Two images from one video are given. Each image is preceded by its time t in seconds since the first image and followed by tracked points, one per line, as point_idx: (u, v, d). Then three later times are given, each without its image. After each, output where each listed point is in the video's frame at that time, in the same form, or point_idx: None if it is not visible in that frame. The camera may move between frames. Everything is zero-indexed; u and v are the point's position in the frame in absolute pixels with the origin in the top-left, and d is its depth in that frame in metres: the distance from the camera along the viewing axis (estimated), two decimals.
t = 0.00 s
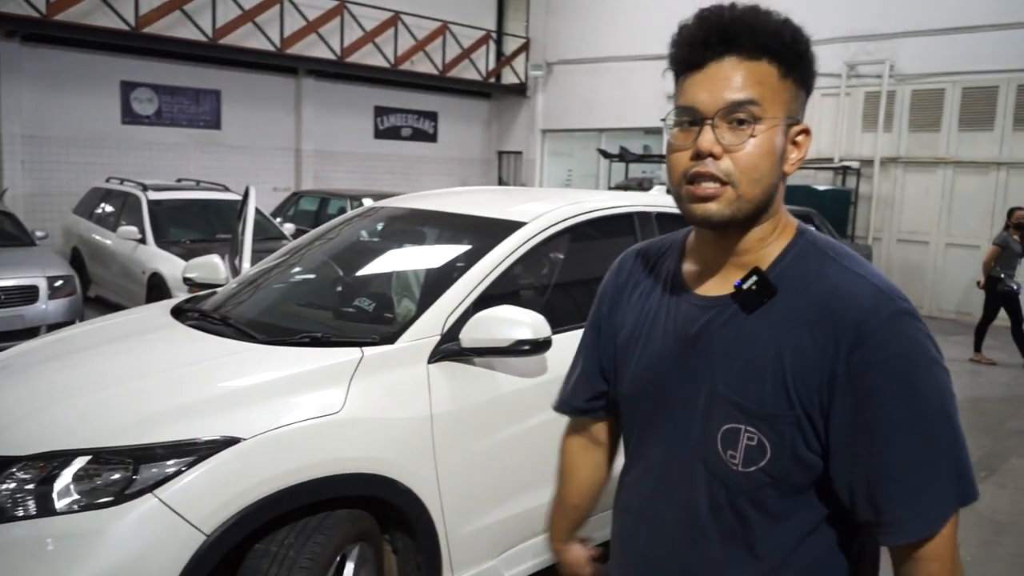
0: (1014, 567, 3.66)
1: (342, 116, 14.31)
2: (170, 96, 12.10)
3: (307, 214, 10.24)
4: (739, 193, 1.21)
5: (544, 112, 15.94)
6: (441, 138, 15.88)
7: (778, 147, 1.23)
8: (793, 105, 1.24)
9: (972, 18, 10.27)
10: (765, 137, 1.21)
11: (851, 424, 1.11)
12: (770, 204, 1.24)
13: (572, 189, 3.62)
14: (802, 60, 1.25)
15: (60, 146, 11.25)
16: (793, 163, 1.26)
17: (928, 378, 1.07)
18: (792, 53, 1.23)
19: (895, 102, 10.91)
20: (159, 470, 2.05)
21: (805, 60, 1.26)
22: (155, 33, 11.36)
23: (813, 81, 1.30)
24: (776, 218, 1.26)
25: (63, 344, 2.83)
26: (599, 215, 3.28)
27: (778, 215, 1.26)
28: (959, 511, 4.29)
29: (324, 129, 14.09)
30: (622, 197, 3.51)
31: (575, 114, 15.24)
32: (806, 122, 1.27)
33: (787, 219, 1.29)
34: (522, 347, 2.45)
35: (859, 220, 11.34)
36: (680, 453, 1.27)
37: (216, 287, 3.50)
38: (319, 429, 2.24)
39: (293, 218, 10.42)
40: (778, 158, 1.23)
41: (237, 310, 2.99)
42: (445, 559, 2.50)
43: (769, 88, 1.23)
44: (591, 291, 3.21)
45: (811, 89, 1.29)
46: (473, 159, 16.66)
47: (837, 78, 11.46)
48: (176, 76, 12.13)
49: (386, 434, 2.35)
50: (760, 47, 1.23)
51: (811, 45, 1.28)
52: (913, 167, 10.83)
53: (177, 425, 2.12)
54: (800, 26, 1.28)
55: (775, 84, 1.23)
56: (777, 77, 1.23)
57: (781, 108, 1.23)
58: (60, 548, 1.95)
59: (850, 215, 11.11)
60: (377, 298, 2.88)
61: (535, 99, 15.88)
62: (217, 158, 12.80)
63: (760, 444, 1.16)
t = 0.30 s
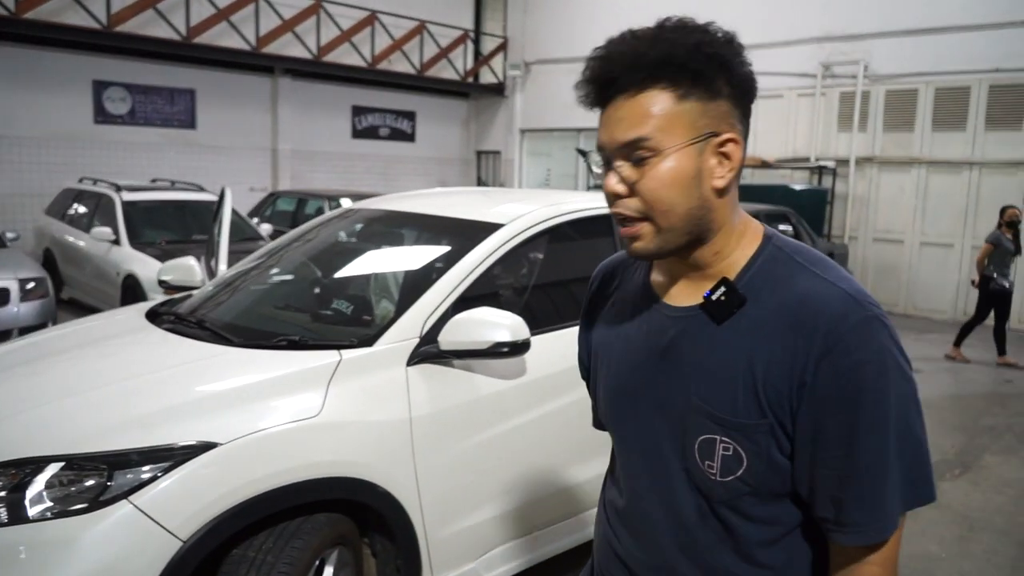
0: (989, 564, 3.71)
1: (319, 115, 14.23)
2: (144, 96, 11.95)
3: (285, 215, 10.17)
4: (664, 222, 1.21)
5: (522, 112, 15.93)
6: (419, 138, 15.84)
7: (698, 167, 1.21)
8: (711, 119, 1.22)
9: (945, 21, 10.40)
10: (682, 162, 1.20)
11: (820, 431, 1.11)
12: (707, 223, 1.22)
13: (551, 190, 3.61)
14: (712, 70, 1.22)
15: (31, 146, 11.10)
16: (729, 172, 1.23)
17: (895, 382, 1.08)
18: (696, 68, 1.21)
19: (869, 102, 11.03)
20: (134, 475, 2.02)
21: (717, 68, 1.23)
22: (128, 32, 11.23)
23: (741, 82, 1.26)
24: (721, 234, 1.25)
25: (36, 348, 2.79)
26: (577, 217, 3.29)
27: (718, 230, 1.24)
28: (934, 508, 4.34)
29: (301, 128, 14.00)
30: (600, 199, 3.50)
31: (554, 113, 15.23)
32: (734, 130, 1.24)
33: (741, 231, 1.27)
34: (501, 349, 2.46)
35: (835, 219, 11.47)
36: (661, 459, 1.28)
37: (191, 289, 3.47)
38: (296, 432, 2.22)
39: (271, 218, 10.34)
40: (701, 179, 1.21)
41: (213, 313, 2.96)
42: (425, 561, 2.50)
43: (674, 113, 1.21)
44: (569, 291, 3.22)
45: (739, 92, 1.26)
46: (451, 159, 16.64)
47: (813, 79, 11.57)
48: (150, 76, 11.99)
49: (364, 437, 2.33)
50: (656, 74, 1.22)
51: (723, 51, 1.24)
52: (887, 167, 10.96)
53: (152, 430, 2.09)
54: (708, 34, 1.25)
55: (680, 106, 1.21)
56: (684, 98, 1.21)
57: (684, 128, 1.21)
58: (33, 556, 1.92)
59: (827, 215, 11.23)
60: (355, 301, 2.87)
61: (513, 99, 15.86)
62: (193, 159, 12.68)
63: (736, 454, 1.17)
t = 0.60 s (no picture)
0: (988, 560, 3.70)
1: (318, 114, 14.22)
2: (142, 95, 11.94)
3: (284, 214, 10.16)
4: (594, 244, 1.31)
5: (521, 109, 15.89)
6: (418, 136, 15.83)
7: (617, 188, 1.28)
8: (626, 140, 1.27)
9: (943, 16, 10.38)
10: (600, 186, 1.29)
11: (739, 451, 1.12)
12: (639, 240, 1.29)
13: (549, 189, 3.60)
14: (624, 93, 1.27)
15: (28, 146, 11.09)
16: (657, 188, 1.27)
17: (807, 409, 1.06)
18: (604, 96, 1.28)
19: (869, 98, 11.00)
20: (132, 476, 2.01)
21: (633, 87, 1.27)
22: (125, 31, 11.22)
23: (671, 94, 1.27)
24: (664, 248, 1.30)
25: (34, 348, 2.78)
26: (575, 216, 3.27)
27: (663, 244, 1.30)
28: (934, 505, 4.33)
29: (299, 128, 13.99)
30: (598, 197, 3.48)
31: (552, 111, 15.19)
32: (661, 146, 1.27)
33: (694, 241, 1.30)
34: (499, 348, 2.46)
35: (835, 216, 11.46)
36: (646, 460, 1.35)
37: (189, 288, 3.46)
38: (295, 432, 2.21)
39: (269, 218, 10.33)
40: (621, 198, 1.28)
41: (210, 313, 2.95)
42: (424, 561, 2.49)
43: (588, 141, 1.30)
44: (568, 290, 3.21)
45: (674, 106, 1.26)
46: (450, 157, 16.62)
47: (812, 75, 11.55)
48: (147, 75, 11.97)
49: (361, 437, 2.32)
50: (570, 107, 1.32)
51: (640, 69, 1.27)
52: (887, 163, 10.94)
53: (150, 429, 2.08)
54: (626, 56, 1.29)
55: (593, 134, 1.30)
56: (598, 124, 1.29)
57: (600, 154, 1.29)
58: (31, 557, 1.91)
59: (827, 211, 11.22)
60: (353, 300, 2.85)
61: (512, 97, 15.84)
62: (191, 158, 12.66)
63: (680, 468, 1.22)
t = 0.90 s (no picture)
0: (988, 558, 3.70)
1: (318, 114, 14.23)
2: (141, 95, 11.95)
3: (284, 213, 10.17)
4: (593, 211, 1.34)
5: (521, 109, 15.86)
6: (418, 135, 15.83)
7: (618, 160, 1.30)
8: (631, 112, 1.28)
9: (943, 14, 10.37)
10: (603, 155, 1.31)
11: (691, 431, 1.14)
12: (635, 212, 1.30)
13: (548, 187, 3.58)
14: (636, 67, 1.28)
15: (28, 146, 11.10)
16: (656, 162, 1.27)
17: (754, 394, 1.07)
18: (616, 67, 1.30)
19: (869, 96, 10.98)
20: (130, 475, 2.01)
21: (648, 61, 1.28)
22: (125, 31, 11.22)
23: (685, 71, 1.26)
24: (660, 222, 1.30)
25: (34, 347, 2.78)
26: (575, 214, 3.26)
27: (655, 220, 1.30)
28: (935, 503, 4.33)
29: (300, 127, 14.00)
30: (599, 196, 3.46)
31: (552, 110, 15.17)
32: (668, 121, 1.26)
33: (689, 220, 1.30)
34: (498, 347, 2.46)
35: (834, 214, 11.46)
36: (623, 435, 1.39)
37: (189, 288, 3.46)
38: (294, 432, 2.21)
39: (269, 217, 10.33)
40: (621, 169, 1.30)
41: (209, 313, 2.94)
42: (423, 560, 2.49)
43: (599, 110, 1.32)
44: (567, 288, 3.20)
45: (687, 83, 1.26)
46: (450, 157, 16.62)
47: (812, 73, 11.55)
48: (147, 75, 11.98)
49: (360, 436, 2.32)
50: (589, 75, 1.34)
51: (659, 45, 1.28)
52: (887, 162, 10.93)
53: (147, 429, 2.08)
54: (647, 31, 1.30)
55: (604, 103, 1.32)
56: (610, 95, 1.31)
57: (608, 122, 1.31)
58: (29, 558, 1.91)
59: (827, 210, 11.21)
60: (353, 299, 2.85)
61: (511, 96, 15.84)
62: (191, 158, 12.67)
63: (644, 443, 1.24)
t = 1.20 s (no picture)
0: (991, 557, 3.69)
1: (317, 114, 14.23)
2: (141, 95, 11.94)
3: (283, 213, 10.16)
4: (594, 204, 1.33)
5: (520, 108, 15.84)
6: (417, 135, 15.83)
7: (620, 154, 1.29)
8: (633, 106, 1.27)
9: (943, 13, 10.37)
10: (605, 148, 1.30)
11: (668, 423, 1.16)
12: (636, 206, 1.30)
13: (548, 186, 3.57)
14: (637, 60, 1.27)
15: (26, 146, 11.09)
16: (658, 156, 1.26)
17: (729, 391, 1.08)
18: (617, 60, 1.29)
19: (869, 95, 10.98)
20: (128, 475, 2.01)
21: (647, 53, 1.27)
22: (124, 30, 11.20)
23: (687, 63, 1.25)
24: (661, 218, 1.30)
25: (33, 347, 2.78)
26: (575, 213, 3.25)
27: (656, 214, 1.30)
28: (935, 502, 4.32)
29: (299, 127, 13.99)
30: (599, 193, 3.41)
31: (551, 110, 15.14)
32: (669, 115, 1.26)
33: (687, 216, 1.30)
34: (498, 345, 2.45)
35: (834, 213, 11.46)
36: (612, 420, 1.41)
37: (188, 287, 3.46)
38: (294, 432, 2.21)
39: (268, 216, 10.32)
40: (624, 163, 1.29)
41: (208, 312, 2.94)
42: (422, 559, 2.49)
43: (599, 104, 1.31)
44: (567, 287, 3.20)
45: (688, 76, 1.25)
46: (449, 156, 16.61)
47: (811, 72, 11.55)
48: (147, 75, 11.97)
49: (359, 435, 2.32)
50: (589, 68, 1.33)
51: (661, 35, 1.26)
52: (887, 160, 10.93)
53: (145, 428, 2.08)
54: (647, 23, 1.28)
55: (604, 98, 1.31)
56: (612, 87, 1.30)
57: (610, 115, 1.30)
58: (27, 557, 1.91)
59: (827, 208, 11.21)
60: (352, 298, 2.85)
61: (511, 96, 15.82)
62: (190, 158, 12.66)
63: (627, 431, 1.27)
